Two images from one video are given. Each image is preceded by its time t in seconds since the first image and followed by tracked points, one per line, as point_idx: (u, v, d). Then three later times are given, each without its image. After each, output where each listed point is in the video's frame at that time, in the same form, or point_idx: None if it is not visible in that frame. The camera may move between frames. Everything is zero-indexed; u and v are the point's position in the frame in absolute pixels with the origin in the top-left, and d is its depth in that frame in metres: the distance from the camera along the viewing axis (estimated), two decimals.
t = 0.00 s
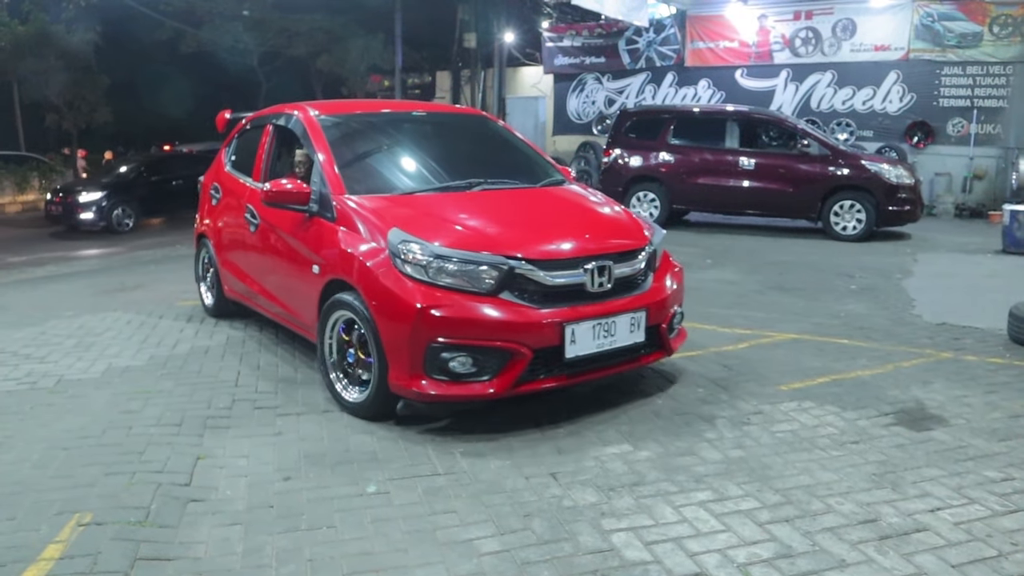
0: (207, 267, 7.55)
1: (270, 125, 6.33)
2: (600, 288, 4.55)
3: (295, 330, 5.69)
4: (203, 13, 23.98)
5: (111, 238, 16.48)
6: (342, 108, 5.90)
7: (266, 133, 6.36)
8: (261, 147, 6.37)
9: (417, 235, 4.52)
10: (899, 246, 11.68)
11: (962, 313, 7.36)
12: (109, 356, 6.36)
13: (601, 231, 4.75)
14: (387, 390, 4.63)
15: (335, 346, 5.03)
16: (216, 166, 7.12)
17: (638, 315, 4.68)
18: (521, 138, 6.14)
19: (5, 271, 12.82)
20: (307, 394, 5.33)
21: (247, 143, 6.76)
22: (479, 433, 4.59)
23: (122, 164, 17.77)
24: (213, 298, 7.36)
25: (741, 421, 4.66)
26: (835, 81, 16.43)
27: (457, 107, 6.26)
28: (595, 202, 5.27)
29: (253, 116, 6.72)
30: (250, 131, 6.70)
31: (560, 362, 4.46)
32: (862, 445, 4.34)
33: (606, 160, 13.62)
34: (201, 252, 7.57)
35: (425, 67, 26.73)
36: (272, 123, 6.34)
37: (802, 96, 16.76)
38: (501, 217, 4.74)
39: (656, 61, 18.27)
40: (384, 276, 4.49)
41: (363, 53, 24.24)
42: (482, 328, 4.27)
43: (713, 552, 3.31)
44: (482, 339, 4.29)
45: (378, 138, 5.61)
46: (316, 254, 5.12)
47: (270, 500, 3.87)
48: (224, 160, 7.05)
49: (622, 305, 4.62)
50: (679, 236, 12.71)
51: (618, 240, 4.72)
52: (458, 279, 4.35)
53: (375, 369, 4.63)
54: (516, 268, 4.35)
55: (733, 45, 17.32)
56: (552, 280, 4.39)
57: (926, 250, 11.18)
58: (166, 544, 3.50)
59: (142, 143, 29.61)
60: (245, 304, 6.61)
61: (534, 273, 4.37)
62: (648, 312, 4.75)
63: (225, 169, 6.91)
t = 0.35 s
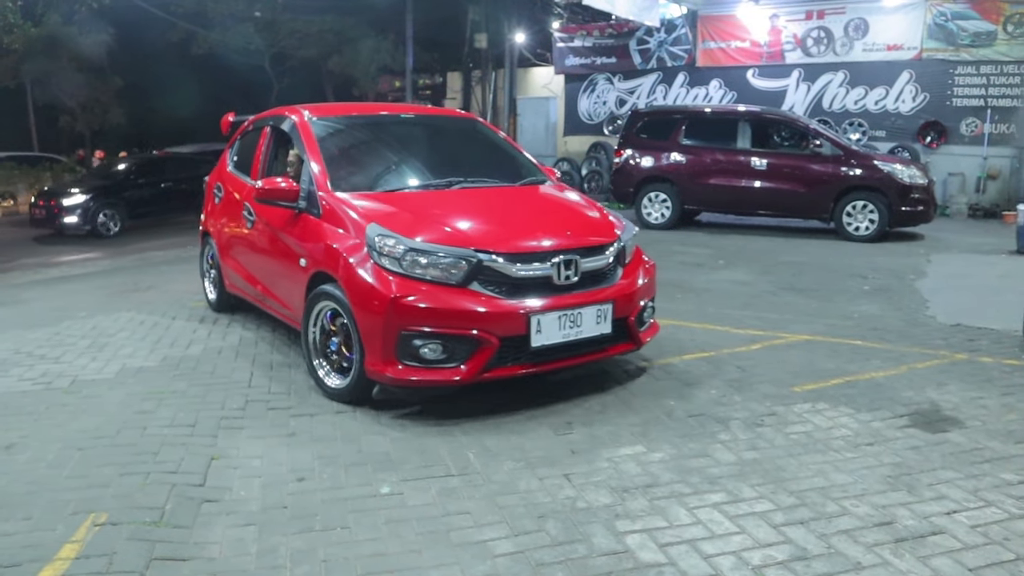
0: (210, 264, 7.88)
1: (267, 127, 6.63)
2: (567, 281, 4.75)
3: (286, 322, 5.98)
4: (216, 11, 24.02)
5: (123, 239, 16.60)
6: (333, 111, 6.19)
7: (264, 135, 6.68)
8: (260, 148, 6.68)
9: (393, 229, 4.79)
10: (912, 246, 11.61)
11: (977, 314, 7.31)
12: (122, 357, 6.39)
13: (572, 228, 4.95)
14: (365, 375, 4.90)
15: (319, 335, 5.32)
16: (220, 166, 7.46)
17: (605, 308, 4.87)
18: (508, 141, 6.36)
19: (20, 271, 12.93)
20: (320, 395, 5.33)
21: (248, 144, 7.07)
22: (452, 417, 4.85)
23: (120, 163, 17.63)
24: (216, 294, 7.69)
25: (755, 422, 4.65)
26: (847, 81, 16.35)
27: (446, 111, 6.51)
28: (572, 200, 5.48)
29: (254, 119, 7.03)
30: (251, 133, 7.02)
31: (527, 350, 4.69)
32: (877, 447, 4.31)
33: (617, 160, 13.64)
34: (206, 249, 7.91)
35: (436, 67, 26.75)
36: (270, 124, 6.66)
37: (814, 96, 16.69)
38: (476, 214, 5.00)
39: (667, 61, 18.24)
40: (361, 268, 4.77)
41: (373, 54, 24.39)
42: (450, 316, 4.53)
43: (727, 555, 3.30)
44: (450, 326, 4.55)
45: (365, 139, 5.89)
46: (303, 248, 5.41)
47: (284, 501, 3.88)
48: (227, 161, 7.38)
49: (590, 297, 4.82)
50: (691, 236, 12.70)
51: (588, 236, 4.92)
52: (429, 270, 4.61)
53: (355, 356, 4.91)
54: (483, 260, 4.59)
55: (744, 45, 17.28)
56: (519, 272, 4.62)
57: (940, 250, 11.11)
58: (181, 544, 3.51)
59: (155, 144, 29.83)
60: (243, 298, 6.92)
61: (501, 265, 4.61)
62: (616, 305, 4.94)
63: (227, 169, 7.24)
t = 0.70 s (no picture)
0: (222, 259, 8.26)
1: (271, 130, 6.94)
2: (536, 276, 4.99)
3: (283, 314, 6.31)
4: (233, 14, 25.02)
5: (145, 241, 16.80)
6: (333, 114, 6.46)
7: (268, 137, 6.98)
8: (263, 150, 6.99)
9: (374, 227, 5.07)
10: (935, 247, 11.48)
11: (1002, 316, 7.22)
12: (145, 357, 6.45)
13: (545, 226, 5.19)
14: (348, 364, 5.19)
15: (309, 326, 5.62)
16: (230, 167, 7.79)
17: (575, 301, 5.10)
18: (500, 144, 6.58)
19: (45, 271, 13.10)
20: (342, 395, 5.35)
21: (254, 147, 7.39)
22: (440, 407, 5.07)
23: (124, 162, 17.58)
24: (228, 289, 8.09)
25: (777, 424, 4.62)
26: (868, 80, 16.23)
27: (441, 114, 6.75)
28: (552, 199, 5.70)
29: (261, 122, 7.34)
30: (258, 135, 7.33)
31: (497, 341, 4.94)
32: (901, 450, 4.27)
33: (637, 161, 13.63)
34: (219, 245, 8.29)
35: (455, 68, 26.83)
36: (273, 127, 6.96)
37: (835, 96, 16.57)
38: (455, 212, 5.26)
39: (687, 61, 18.16)
40: (344, 264, 5.06)
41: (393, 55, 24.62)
42: (421, 308, 4.80)
43: (750, 557, 3.28)
44: (423, 319, 4.82)
45: (359, 143, 6.16)
46: (296, 245, 5.71)
47: (306, 501, 3.90)
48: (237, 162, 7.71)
49: (559, 290, 5.05)
50: (711, 237, 12.66)
51: (559, 233, 5.15)
52: (405, 265, 4.89)
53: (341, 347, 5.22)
54: (456, 257, 4.85)
55: (765, 45, 17.20)
56: (490, 267, 4.87)
57: (964, 251, 10.98)
58: (204, 544, 3.54)
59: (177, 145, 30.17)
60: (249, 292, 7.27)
61: (472, 260, 4.86)
62: (586, 299, 5.16)
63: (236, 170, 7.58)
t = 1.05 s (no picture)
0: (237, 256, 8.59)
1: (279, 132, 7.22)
2: (517, 270, 5.21)
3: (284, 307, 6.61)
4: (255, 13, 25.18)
5: (166, 242, 16.88)
6: (338, 117, 6.72)
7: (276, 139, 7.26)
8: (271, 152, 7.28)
9: (364, 223, 5.32)
10: (959, 249, 11.34)
11: None
12: (168, 356, 6.50)
13: (528, 223, 5.40)
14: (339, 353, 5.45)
15: (306, 317, 5.91)
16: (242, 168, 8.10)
17: (555, 295, 5.31)
18: (497, 145, 6.79)
19: (68, 271, 13.24)
20: (363, 396, 5.37)
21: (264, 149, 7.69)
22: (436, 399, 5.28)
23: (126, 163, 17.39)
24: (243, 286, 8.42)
25: (798, 428, 4.59)
26: (891, 80, 16.10)
27: (441, 117, 6.99)
28: (541, 198, 5.92)
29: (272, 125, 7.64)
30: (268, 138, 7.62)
31: (478, 331, 5.16)
32: (925, 454, 4.23)
33: (657, 162, 13.59)
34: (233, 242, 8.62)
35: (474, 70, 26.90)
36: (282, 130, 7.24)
37: (857, 96, 16.45)
38: (444, 209, 5.50)
39: (707, 62, 18.11)
40: (335, 257, 5.32)
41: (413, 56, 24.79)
42: (407, 299, 5.04)
43: (771, 561, 3.26)
44: (407, 309, 5.06)
45: (359, 145, 6.41)
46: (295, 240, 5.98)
47: (326, 501, 3.91)
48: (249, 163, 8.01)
49: (539, 284, 5.26)
50: (731, 238, 12.59)
51: (542, 230, 5.36)
52: (391, 259, 5.14)
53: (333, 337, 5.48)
54: (439, 251, 5.10)
55: (786, 45, 17.11)
56: (471, 261, 5.10)
57: (987, 253, 10.86)
58: (225, 543, 3.56)
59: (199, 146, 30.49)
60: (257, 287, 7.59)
61: (455, 254, 5.10)
62: (566, 293, 5.37)
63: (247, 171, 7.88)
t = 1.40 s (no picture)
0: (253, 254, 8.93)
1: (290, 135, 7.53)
2: (501, 265, 5.47)
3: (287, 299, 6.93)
4: (276, 15, 25.58)
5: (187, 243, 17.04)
6: (344, 120, 7.02)
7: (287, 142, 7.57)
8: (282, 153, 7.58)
9: (357, 220, 5.62)
10: (985, 251, 11.22)
11: None
12: (191, 356, 6.56)
13: (516, 221, 5.66)
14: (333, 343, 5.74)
15: (303, 308, 6.21)
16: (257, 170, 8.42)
17: (538, 289, 5.55)
18: (497, 148, 7.03)
19: (94, 272, 13.39)
20: (383, 396, 5.41)
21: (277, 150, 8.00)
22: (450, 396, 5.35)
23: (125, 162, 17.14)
24: (259, 284, 8.74)
25: (821, 430, 4.56)
26: (915, 80, 15.96)
27: (443, 121, 7.26)
28: (532, 198, 6.16)
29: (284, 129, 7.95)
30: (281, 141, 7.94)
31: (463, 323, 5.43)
32: (950, 458, 4.19)
33: (678, 163, 13.54)
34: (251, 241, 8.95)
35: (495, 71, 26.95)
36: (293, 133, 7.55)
37: (881, 97, 16.33)
38: (434, 207, 5.78)
39: (729, 63, 17.99)
40: (330, 252, 5.62)
41: (433, 58, 24.92)
42: (394, 291, 5.32)
43: (793, 564, 3.24)
44: (394, 301, 5.34)
45: (364, 147, 6.71)
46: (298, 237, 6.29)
47: (348, 501, 3.93)
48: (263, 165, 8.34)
49: (523, 279, 5.51)
50: (752, 239, 12.52)
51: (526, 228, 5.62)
52: (381, 254, 5.43)
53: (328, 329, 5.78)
54: (425, 246, 5.38)
55: (808, 46, 16.98)
56: (456, 255, 5.38)
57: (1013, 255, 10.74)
58: (247, 542, 3.58)
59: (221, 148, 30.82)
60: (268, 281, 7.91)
61: (439, 249, 5.38)
62: (549, 287, 5.60)
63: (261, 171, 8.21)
